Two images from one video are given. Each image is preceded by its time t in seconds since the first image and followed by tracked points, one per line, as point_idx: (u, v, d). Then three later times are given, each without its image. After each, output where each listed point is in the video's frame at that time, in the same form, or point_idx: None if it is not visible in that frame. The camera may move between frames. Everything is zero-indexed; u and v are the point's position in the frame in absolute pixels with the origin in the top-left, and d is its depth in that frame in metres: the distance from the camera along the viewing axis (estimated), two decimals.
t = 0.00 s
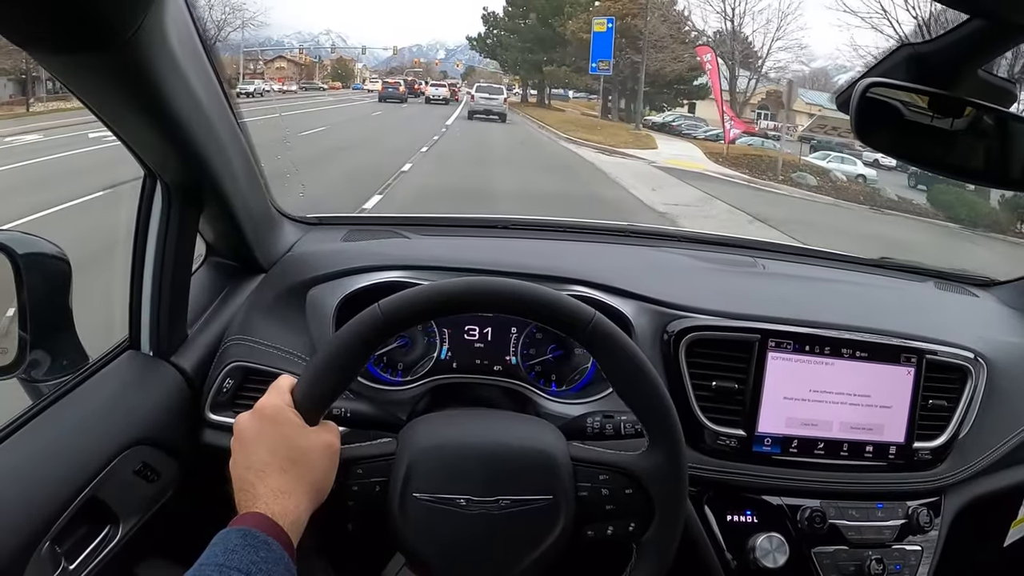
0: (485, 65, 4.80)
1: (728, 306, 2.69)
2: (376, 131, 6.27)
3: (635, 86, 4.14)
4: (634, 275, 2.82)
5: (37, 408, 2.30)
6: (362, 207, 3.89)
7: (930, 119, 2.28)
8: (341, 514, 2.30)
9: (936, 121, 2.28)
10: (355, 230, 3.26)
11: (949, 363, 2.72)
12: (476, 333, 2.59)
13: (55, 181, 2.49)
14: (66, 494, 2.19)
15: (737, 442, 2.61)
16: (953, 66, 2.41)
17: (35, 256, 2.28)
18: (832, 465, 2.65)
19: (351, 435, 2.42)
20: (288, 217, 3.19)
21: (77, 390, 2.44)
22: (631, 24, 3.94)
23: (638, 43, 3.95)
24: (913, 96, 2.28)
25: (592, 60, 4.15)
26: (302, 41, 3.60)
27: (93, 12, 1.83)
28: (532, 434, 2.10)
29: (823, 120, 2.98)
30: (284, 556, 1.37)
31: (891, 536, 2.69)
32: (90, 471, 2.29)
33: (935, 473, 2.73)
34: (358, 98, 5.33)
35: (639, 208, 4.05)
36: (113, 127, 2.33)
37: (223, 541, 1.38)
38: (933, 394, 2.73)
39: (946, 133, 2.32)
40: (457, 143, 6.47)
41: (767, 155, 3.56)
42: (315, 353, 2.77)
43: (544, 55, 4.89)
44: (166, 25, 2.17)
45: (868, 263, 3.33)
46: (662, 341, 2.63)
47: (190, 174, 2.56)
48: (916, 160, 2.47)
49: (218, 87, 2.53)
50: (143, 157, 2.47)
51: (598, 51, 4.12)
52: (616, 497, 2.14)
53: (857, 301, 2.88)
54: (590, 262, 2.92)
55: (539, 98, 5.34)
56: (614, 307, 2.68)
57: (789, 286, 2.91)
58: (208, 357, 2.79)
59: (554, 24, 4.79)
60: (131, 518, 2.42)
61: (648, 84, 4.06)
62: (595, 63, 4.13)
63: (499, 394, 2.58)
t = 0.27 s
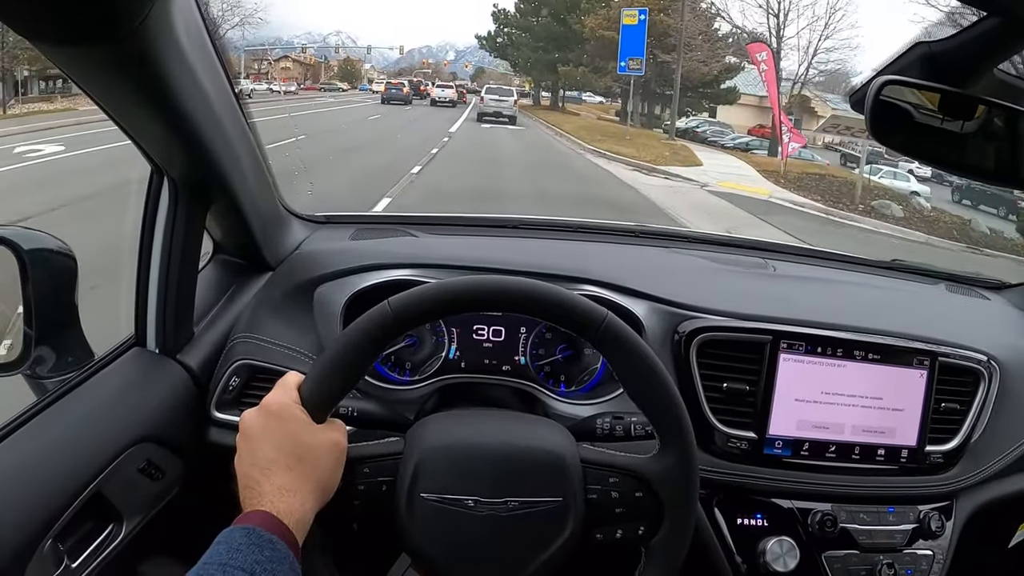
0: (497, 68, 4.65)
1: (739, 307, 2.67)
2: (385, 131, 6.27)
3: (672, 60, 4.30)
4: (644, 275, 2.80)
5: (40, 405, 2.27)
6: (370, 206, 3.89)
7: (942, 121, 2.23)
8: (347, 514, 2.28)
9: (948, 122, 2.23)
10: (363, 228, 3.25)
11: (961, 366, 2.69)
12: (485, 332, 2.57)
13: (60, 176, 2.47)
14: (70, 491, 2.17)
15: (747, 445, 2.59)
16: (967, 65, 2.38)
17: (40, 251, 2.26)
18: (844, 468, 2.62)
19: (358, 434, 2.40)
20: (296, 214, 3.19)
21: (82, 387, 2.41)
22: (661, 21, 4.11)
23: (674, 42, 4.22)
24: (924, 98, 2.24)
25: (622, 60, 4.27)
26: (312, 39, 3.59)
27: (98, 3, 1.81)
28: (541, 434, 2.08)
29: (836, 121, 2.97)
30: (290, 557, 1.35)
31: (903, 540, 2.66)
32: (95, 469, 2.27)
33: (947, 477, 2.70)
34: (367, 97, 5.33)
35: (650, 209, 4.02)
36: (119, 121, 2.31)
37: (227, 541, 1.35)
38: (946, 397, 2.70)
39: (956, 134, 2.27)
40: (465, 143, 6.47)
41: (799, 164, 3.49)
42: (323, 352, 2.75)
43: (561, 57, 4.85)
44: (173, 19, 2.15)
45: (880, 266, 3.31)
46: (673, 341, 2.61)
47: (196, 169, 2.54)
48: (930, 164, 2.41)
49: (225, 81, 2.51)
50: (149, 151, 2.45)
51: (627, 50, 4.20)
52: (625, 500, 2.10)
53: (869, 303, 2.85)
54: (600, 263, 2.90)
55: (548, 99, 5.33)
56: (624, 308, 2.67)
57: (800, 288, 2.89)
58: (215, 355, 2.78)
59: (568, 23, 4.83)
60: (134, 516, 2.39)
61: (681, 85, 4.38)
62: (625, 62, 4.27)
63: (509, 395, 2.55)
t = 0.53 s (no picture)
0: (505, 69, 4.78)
1: (743, 315, 2.69)
2: (393, 135, 6.31)
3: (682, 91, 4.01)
4: (649, 283, 2.82)
5: (50, 410, 2.28)
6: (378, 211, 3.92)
7: (948, 127, 2.21)
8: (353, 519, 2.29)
9: (954, 128, 2.21)
10: (371, 235, 3.28)
11: (967, 376, 2.69)
12: (491, 340, 2.58)
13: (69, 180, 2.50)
14: (79, 494, 2.19)
15: (751, 453, 2.60)
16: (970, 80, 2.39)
17: (49, 258, 2.30)
18: (848, 477, 2.63)
19: (364, 441, 2.42)
20: (304, 221, 3.21)
21: (91, 392, 2.43)
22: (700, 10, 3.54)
23: (712, 42, 3.62)
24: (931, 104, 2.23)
25: (656, 56, 3.68)
26: (321, 45, 3.62)
27: (106, 15, 1.83)
28: (546, 443, 2.09)
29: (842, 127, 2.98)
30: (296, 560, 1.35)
31: (907, 549, 2.66)
32: (103, 472, 2.28)
33: (951, 486, 2.71)
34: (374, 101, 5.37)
35: (657, 215, 4.03)
36: (128, 129, 2.33)
37: (232, 539, 1.37)
38: (950, 407, 2.71)
39: (963, 141, 2.25)
40: (474, 147, 6.50)
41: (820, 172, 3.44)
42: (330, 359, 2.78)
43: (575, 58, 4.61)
44: (184, 31, 2.17)
45: (885, 273, 3.31)
46: (678, 350, 2.63)
47: (204, 176, 2.56)
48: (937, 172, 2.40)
49: (232, 89, 2.53)
50: (157, 158, 2.47)
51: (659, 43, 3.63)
52: (629, 512, 2.13)
53: (874, 311, 2.85)
54: (606, 271, 2.91)
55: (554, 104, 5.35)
56: (629, 316, 2.69)
57: (805, 296, 2.90)
58: (222, 361, 2.80)
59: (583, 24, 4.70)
60: (141, 521, 2.42)
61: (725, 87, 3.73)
62: (660, 59, 3.67)
63: (514, 402, 2.57)
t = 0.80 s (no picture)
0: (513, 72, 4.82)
1: (754, 318, 2.70)
2: (401, 137, 6.34)
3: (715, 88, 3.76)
4: (660, 286, 2.83)
5: (61, 407, 2.30)
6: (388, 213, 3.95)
7: (958, 131, 2.21)
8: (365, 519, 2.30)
9: (964, 133, 2.20)
10: (382, 236, 3.29)
11: (977, 380, 2.69)
12: (503, 341, 2.59)
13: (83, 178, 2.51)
14: (91, 492, 2.19)
15: (763, 456, 2.61)
16: (983, 84, 2.39)
17: (64, 256, 2.28)
18: (858, 481, 2.63)
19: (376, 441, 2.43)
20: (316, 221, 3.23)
21: (102, 388, 2.44)
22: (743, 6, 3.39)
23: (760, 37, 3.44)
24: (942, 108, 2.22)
25: (702, 51, 3.51)
26: (333, 46, 3.64)
27: (125, 15, 1.83)
28: (560, 443, 2.10)
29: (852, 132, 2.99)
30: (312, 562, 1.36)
31: (916, 553, 2.67)
32: (115, 470, 2.29)
33: (960, 491, 2.71)
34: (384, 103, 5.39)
35: (666, 218, 4.05)
36: (143, 128, 2.34)
37: (247, 542, 1.37)
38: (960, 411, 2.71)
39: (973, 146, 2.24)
40: (482, 149, 6.53)
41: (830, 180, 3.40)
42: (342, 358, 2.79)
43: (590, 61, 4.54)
44: (200, 31, 2.17)
45: (895, 277, 3.32)
46: (690, 352, 2.64)
47: (218, 175, 2.56)
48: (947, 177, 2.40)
49: (247, 88, 2.53)
50: (171, 157, 2.47)
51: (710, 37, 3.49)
52: (642, 513, 2.13)
53: (885, 315, 2.85)
54: (617, 273, 2.92)
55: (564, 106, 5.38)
56: (641, 318, 2.70)
57: (816, 299, 2.91)
58: (234, 360, 2.81)
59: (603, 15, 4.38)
60: (152, 518, 2.41)
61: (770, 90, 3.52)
62: (708, 53, 3.49)
63: (526, 403, 2.58)
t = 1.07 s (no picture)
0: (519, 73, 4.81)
1: (758, 323, 2.69)
2: (407, 139, 6.37)
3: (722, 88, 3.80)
4: (663, 289, 2.83)
5: (66, 407, 2.30)
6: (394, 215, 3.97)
7: (964, 134, 2.20)
8: (367, 521, 2.30)
9: (971, 136, 2.20)
10: (386, 238, 3.31)
11: (982, 386, 2.68)
12: (507, 343, 2.59)
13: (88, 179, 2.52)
14: (95, 492, 2.20)
15: (766, 460, 2.60)
16: (987, 87, 2.39)
17: (69, 255, 2.30)
18: (861, 485, 2.63)
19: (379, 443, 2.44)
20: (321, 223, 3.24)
21: (107, 388, 2.45)
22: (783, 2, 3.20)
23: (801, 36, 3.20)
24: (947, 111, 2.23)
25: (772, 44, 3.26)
26: (340, 48, 3.66)
27: (128, 18, 1.84)
28: (562, 446, 2.10)
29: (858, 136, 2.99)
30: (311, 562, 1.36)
31: (920, 559, 2.66)
32: (119, 470, 2.30)
33: (965, 496, 2.70)
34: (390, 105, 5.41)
35: (670, 222, 4.04)
36: (148, 129, 2.35)
37: (247, 542, 1.38)
38: (965, 416, 2.70)
39: (980, 149, 2.23)
40: (488, 152, 6.55)
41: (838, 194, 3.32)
42: (346, 360, 2.79)
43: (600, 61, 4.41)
44: (205, 32, 2.18)
45: (901, 281, 3.31)
46: (693, 356, 2.64)
47: (222, 176, 2.57)
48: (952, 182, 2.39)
49: (251, 90, 2.54)
50: (176, 158, 2.48)
51: (788, 31, 3.22)
52: (643, 516, 2.13)
53: (890, 319, 2.84)
54: (621, 276, 2.92)
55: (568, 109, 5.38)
56: (644, 322, 2.70)
57: (820, 302, 2.90)
58: (239, 361, 2.83)
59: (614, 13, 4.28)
60: (156, 518, 2.41)
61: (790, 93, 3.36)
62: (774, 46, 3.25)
63: (529, 406, 2.58)
